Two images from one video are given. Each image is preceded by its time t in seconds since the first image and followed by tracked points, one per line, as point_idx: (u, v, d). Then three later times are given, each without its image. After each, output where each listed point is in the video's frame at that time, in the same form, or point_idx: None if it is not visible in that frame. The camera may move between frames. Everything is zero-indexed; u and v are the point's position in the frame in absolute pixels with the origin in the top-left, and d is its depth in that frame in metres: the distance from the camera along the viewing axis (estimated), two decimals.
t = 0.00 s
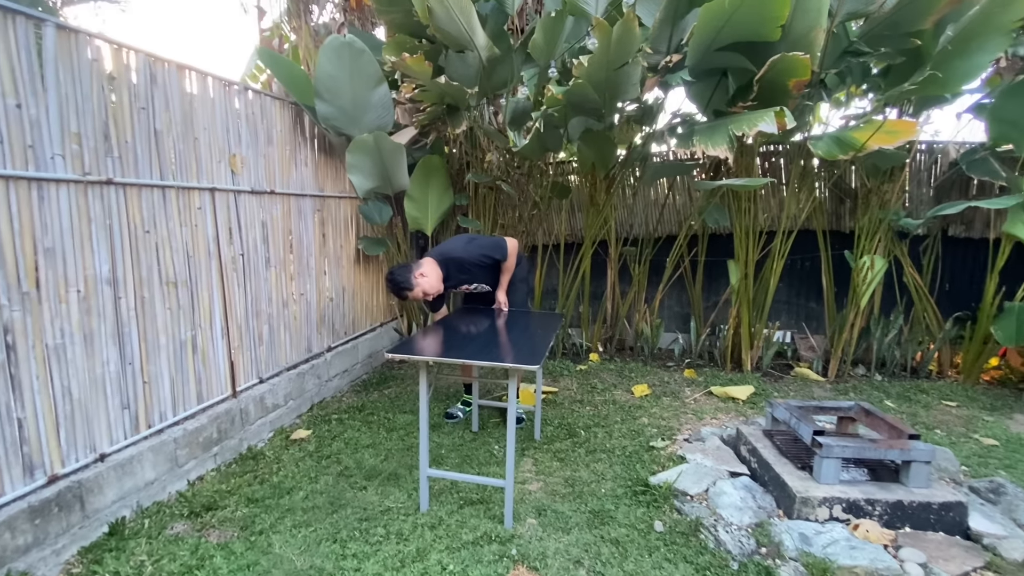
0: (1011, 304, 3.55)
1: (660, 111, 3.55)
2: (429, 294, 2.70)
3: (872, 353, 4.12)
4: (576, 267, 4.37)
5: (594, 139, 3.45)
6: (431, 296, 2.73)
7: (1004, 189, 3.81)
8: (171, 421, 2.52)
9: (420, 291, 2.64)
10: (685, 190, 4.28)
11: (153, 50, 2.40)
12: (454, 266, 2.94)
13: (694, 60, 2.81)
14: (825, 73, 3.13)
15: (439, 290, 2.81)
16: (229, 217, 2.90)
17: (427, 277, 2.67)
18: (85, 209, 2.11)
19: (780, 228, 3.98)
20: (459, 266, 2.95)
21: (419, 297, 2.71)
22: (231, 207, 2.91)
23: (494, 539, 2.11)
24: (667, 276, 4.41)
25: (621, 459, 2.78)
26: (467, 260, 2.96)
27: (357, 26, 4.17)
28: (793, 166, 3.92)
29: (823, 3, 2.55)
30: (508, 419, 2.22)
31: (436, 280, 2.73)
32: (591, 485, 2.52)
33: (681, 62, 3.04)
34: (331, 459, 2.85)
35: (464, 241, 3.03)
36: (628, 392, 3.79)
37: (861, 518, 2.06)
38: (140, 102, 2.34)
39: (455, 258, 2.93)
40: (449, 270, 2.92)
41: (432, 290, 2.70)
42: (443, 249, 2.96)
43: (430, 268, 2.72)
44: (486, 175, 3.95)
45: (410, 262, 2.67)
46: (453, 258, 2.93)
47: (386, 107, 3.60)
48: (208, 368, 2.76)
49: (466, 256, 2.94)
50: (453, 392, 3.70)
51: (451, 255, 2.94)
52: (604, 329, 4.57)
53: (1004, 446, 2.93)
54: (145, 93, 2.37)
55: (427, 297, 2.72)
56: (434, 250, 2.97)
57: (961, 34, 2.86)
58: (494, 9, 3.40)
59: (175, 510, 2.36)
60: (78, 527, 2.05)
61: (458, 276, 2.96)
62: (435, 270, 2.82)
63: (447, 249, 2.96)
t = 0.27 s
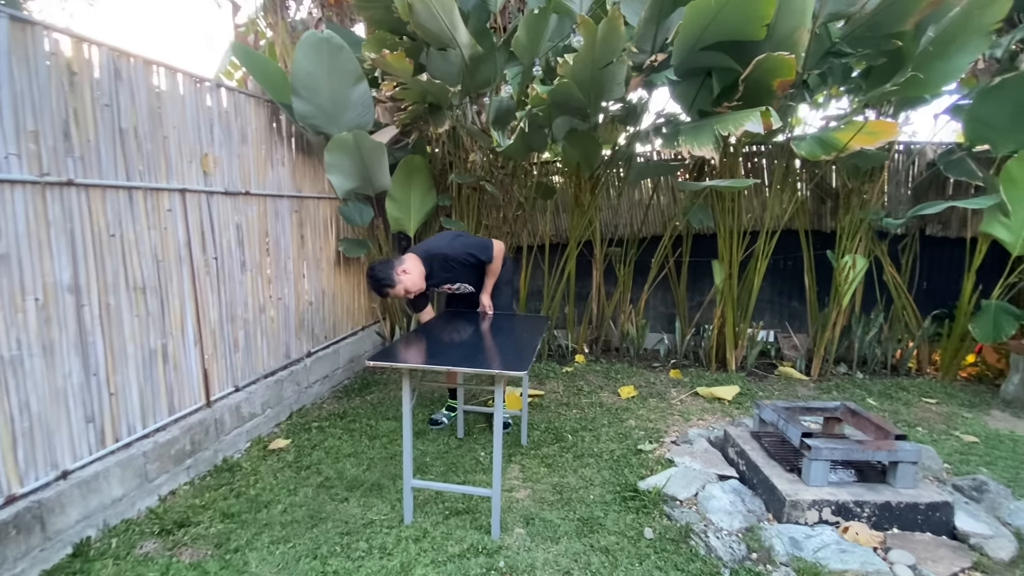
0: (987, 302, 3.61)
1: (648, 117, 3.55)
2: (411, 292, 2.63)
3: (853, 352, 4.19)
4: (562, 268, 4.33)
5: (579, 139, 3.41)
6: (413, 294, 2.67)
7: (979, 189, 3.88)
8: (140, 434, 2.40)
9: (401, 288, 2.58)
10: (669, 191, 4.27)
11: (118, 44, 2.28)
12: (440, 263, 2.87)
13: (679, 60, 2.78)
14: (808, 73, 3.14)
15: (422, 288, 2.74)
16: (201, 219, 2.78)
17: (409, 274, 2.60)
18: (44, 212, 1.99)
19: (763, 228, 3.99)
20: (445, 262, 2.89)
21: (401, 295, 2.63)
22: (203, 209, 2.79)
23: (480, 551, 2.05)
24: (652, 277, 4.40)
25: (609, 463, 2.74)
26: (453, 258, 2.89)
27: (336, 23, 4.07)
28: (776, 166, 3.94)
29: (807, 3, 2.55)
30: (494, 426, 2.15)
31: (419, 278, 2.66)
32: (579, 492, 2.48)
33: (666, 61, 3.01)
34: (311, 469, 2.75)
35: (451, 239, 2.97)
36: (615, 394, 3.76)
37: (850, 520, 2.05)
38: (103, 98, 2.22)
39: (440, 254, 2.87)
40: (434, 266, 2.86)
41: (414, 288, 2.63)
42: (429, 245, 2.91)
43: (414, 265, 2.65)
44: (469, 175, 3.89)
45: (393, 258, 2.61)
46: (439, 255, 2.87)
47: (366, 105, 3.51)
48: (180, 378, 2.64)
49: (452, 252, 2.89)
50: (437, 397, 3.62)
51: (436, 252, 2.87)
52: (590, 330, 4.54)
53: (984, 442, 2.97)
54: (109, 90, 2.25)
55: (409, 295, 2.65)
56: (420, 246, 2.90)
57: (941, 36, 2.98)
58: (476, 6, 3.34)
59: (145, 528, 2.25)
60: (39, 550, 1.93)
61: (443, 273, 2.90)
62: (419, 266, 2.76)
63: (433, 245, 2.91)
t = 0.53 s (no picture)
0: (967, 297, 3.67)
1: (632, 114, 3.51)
2: (398, 280, 2.56)
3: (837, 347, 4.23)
4: (548, 266, 4.29)
5: (566, 135, 3.36)
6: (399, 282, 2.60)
7: (957, 185, 3.94)
8: (112, 443, 2.29)
9: (388, 274, 2.51)
10: (655, 188, 4.26)
11: (83, 34, 2.17)
12: (431, 252, 2.81)
13: (666, 54, 2.75)
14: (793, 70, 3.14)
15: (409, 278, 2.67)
16: (174, 218, 2.67)
17: (398, 262, 2.54)
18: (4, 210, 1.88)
19: (749, 225, 4.00)
20: (436, 251, 2.82)
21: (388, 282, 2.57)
22: (177, 207, 2.68)
23: (470, 557, 2.00)
24: (639, 274, 4.38)
25: (599, 463, 2.71)
26: (444, 248, 2.83)
27: (315, 16, 3.96)
28: (761, 163, 3.95)
29: None
30: (482, 427, 2.10)
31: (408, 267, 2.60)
32: (570, 493, 2.44)
33: (653, 56, 2.98)
34: (293, 476, 2.67)
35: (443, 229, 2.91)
36: (603, 392, 3.74)
37: (841, 516, 2.05)
38: (67, 91, 2.11)
39: (432, 242, 2.80)
40: (425, 253, 2.79)
41: (401, 276, 2.56)
42: (422, 232, 2.85)
43: (404, 253, 2.59)
44: (454, 172, 3.82)
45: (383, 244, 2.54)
46: (431, 244, 2.80)
47: (347, 100, 3.42)
48: (154, 383, 2.53)
49: (445, 241, 2.82)
50: (424, 398, 3.56)
51: (428, 238, 2.81)
52: (577, 328, 4.51)
53: (966, 435, 3.02)
54: (73, 82, 2.14)
55: (396, 282, 2.58)
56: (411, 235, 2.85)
57: (925, 33, 2.97)
58: None
59: (118, 541, 2.15)
60: (3, 568, 1.82)
61: (433, 263, 2.83)
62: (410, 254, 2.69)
63: (426, 232, 2.85)
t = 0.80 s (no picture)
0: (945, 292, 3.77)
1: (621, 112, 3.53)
2: (389, 271, 2.57)
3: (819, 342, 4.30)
4: (535, 265, 4.27)
5: (554, 132, 3.38)
6: (391, 273, 2.61)
7: (933, 182, 4.04)
8: (87, 452, 2.20)
9: (380, 263, 2.52)
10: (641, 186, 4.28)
11: (52, 26, 2.07)
12: (426, 245, 2.83)
13: (654, 52, 2.74)
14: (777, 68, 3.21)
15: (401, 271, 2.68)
16: (151, 217, 2.58)
17: (391, 251, 2.55)
18: None
19: (733, 222, 4.03)
20: (432, 243, 2.85)
21: (379, 272, 2.58)
22: (153, 206, 2.59)
23: (464, 561, 1.97)
24: (625, 272, 4.39)
25: (590, 462, 2.70)
26: (439, 241, 2.86)
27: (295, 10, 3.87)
28: (745, 161, 3.99)
29: None
30: (478, 428, 2.08)
31: (401, 258, 2.61)
32: (562, 493, 2.43)
33: (640, 54, 2.98)
34: (279, 482, 2.60)
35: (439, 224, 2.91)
36: (591, 390, 3.74)
37: (831, 510, 2.08)
38: (35, 85, 2.01)
39: (427, 234, 2.84)
40: (421, 245, 2.82)
41: (393, 267, 2.58)
42: (419, 224, 2.88)
43: (397, 242, 2.60)
44: (440, 171, 3.79)
45: (377, 232, 2.56)
46: (427, 236, 2.83)
47: (329, 96, 3.34)
48: (131, 389, 2.44)
49: (440, 233, 2.85)
50: (412, 399, 3.51)
51: (424, 230, 2.84)
52: (564, 326, 4.51)
53: (945, 427, 3.10)
54: (43, 76, 2.04)
55: (387, 273, 2.59)
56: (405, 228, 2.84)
57: (908, 32, 3.05)
58: None
59: (95, 554, 2.06)
60: None
61: (427, 256, 2.85)
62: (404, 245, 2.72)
63: (422, 225, 2.88)
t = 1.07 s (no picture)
0: (927, 288, 3.88)
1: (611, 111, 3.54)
2: (381, 267, 2.50)
3: (805, 338, 4.39)
4: (527, 264, 4.26)
5: (547, 132, 3.37)
6: (383, 270, 2.55)
7: (914, 181, 4.15)
8: (76, 461, 2.14)
9: (374, 259, 2.46)
10: (631, 185, 4.31)
11: (36, 21, 2.00)
12: (421, 242, 2.82)
13: (649, 51, 2.78)
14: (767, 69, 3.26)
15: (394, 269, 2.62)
16: (138, 218, 2.51)
17: (385, 248, 2.50)
18: None
19: (723, 221, 4.08)
20: (427, 241, 2.83)
21: (371, 267, 2.51)
22: (141, 207, 2.52)
23: (468, 562, 1.97)
24: (616, 271, 4.41)
25: (588, 460, 2.71)
26: (434, 240, 2.83)
27: (281, 6, 3.79)
28: (733, 161, 4.04)
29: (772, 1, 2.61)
30: (482, 431, 2.06)
31: (396, 256, 2.56)
32: (562, 491, 2.43)
33: (634, 54, 3.00)
34: (274, 486, 2.56)
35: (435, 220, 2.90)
36: (585, 389, 3.76)
37: (827, 503, 2.13)
38: (20, 82, 1.94)
39: (423, 231, 2.81)
40: (415, 242, 2.80)
41: (387, 264, 2.52)
42: (415, 221, 2.85)
43: (393, 239, 2.56)
44: (432, 170, 3.75)
45: (373, 227, 2.52)
46: (421, 234, 2.81)
47: (319, 94, 3.29)
48: (120, 395, 2.38)
49: (435, 230, 2.82)
50: (406, 400, 3.49)
51: (421, 227, 2.82)
52: (556, 325, 4.51)
53: (929, 420, 3.19)
54: (27, 73, 1.97)
55: (379, 269, 2.53)
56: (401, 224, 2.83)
57: (895, 35, 3.13)
58: None
59: (87, 565, 2.00)
60: None
61: (421, 254, 2.83)
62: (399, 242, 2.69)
63: (418, 222, 2.86)
